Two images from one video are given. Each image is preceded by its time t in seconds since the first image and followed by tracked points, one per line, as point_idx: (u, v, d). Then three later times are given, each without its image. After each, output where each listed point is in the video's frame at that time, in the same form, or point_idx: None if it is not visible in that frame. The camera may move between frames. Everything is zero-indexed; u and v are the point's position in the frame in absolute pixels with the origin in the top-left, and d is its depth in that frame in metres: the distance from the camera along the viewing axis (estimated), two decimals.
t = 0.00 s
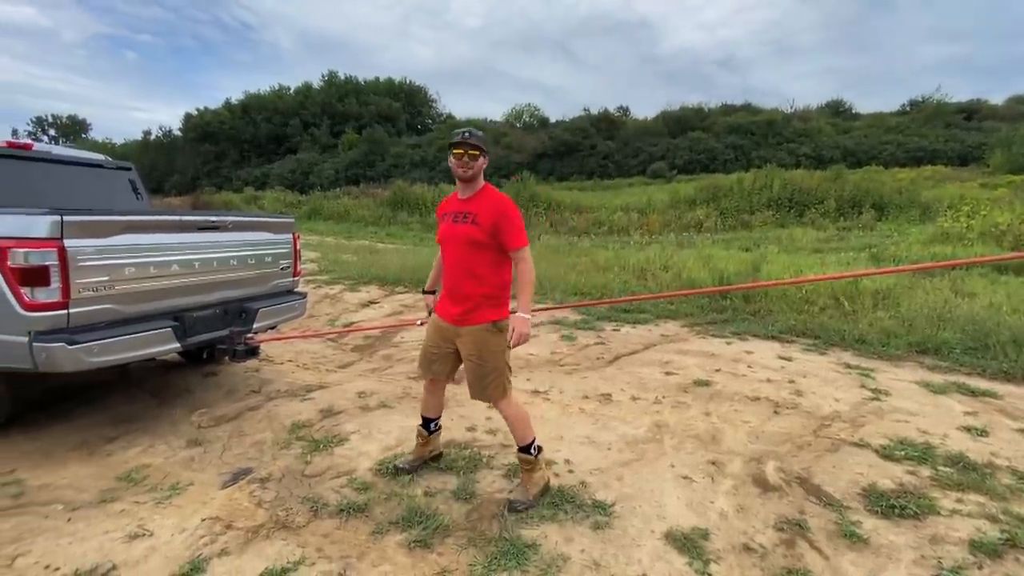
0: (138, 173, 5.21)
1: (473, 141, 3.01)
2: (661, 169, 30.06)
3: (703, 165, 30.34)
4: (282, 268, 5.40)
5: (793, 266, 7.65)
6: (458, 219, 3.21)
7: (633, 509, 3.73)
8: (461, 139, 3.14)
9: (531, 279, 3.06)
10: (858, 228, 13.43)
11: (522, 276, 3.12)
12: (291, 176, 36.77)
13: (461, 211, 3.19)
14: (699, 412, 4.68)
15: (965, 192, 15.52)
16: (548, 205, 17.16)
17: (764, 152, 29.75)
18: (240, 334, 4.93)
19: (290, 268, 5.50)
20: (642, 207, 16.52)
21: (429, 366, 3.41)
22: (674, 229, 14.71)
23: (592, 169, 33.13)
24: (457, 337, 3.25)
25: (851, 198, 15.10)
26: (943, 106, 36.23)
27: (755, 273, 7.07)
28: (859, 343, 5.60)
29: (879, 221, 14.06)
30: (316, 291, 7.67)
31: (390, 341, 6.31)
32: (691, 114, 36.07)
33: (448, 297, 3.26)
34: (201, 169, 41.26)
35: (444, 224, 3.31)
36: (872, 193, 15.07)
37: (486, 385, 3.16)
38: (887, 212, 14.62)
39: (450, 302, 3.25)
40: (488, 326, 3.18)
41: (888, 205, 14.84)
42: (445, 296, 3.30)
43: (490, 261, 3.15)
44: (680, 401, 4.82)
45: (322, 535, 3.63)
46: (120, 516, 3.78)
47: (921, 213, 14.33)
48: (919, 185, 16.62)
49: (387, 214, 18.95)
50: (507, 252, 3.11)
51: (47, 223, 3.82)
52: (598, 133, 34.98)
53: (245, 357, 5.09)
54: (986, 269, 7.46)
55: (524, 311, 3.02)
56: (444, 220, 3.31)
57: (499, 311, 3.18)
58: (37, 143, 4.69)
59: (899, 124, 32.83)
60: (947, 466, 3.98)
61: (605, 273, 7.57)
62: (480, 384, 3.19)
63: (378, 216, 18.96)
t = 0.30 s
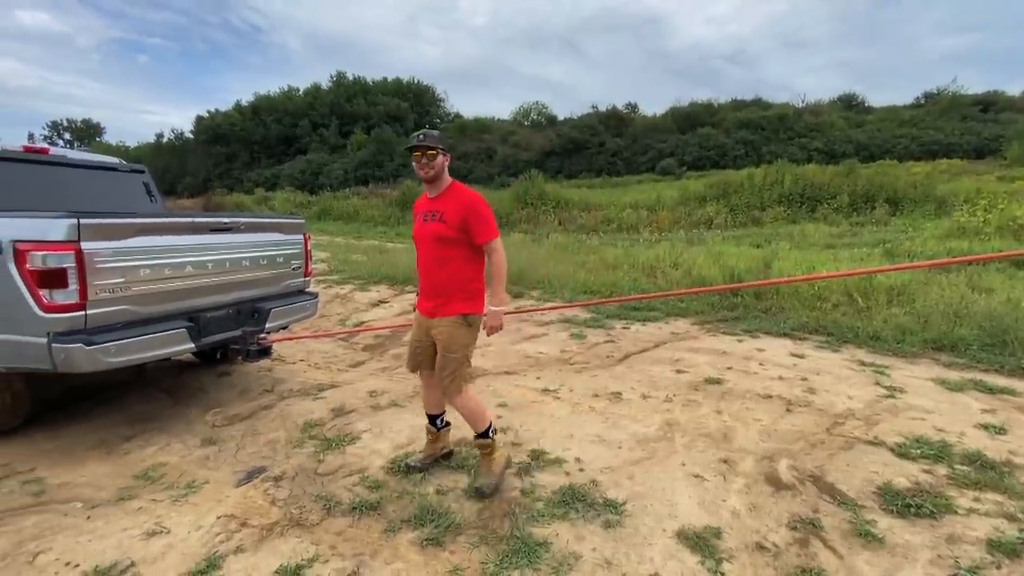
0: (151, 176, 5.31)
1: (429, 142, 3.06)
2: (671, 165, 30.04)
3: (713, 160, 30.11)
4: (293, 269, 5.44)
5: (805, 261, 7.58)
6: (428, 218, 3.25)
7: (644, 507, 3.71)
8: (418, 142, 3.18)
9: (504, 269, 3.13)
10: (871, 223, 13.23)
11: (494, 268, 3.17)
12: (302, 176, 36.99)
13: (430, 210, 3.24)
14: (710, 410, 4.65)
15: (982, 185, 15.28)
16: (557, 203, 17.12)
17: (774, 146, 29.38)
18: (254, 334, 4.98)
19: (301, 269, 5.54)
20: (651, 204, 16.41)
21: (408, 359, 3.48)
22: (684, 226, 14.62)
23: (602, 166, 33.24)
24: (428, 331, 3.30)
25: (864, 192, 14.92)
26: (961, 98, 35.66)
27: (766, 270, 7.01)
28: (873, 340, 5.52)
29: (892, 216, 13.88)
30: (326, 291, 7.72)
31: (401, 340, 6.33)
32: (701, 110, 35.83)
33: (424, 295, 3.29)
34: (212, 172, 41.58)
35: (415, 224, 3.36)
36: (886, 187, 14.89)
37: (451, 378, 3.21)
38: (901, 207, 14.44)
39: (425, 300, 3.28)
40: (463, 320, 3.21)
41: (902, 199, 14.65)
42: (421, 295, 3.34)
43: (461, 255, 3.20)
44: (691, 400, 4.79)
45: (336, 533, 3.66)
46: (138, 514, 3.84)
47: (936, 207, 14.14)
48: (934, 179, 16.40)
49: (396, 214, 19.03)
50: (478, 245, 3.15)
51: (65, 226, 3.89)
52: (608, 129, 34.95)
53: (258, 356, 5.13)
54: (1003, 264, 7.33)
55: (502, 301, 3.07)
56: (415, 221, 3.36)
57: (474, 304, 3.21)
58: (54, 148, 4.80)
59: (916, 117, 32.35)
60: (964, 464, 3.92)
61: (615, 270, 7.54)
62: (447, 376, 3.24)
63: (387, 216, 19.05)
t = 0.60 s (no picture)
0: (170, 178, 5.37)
1: (421, 141, 3.10)
2: (684, 163, 29.72)
3: (728, 156, 29.73)
4: (309, 268, 5.49)
5: (823, 258, 7.46)
6: (425, 216, 3.33)
7: (660, 506, 3.68)
8: (411, 141, 3.23)
9: (499, 263, 3.18)
10: (890, 218, 12.95)
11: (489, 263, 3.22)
12: (317, 176, 37.31)
13: (427, 208, 3.31)
14: (727, 408, 4.61)
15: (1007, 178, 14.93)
16: (570, 201, 17.08)
17: (789, 141, 28.86)
18: (271, 333, 5.04)
19: (317, 268, 5.60)
20: (665, 201, 16.25)
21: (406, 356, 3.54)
22: (697, 224, 14.25)
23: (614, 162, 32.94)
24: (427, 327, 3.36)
25: (884, 186, 14.66)
26: (988, 88, 34.84)
27: (783, 267, 6.91)
28: (894, 338, 5.42)
29: (913, 211, 13.62)
30: (341, 290, 7.80)
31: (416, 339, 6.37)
32: (717, 106, 35.52)
33: (425, 293, 3.38)
34: (229, 171, 41.96)
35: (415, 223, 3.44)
36: (906, 181, 14.62)
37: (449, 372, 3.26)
38: (922, 201, 14.17)
39: (426, 297, 3.36)
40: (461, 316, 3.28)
41: (923, 193, 14.37)
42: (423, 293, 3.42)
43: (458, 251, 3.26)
44: (707, 398, 4.75)
45: (354, 529, 3.69)
46: (161, 510, 3.91)
47: (959, 201, 13.85)
48: (957, 172, 16.06)
49: (409, 214, 19.09)
50: (474, 240, 3.21)
51: (89, 228, 3.97)
52: (620, 126, 34.89)
53: (276, 355, 5.19)
54: None
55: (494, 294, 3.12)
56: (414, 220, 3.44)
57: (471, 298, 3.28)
58: (76, 152, 4.91)
59: (941, 109, 31.68)
60: (988, 464, 3.83)
61: (628, 268, 7.49)
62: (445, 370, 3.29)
63: (400, 216, 19.14)
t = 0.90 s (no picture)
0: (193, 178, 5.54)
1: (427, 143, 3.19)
2: (701, 158, 29.39)
3: (747, 151, 29.27)
4: (330, 268, 5.55)
5: (847, 254, 7.32)
6: (432, 216, 3.39)
7: (680, 506, 3.63)
8: (417, 144, 3.31)
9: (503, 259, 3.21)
10: (915, 214, 12.67)
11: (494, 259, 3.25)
12: (335, 177, 37.63)
13: (433, 208, 3.37)
14: (748, 408, 4.54)
15: None
16: (586, 199, 16.98)
17: (812, 137, 28.36)
18: (293, 332, 5.10)
19: (337, 267, 5.65)
20: (684, 198, 16.09)
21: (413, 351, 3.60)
22: (717, 220, 14.15)
23: (630, 159, 32.65)
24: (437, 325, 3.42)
25: (910, 181, 14.35)
26: None
27: (806, 265, 6.79)
28: (921, 336, 5.29)
29: (941, 205, 13.30)
30: (360, 289, 7.88)
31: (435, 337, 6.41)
32: (735, 103, 35.17)
33: (433, 291, 3.43)
34: (248, 172, 42.54)
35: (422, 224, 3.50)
36: (934, 175, 14.29)
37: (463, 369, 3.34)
38: (950, 195, 13.84)
39: (434, 295, 3.42)
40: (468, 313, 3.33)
41: (952, 187, 14.03)
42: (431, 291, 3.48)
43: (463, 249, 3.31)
44: (727, 397, 4.68)
45: (375, 525, 3.71)
46: (189, 504, 4.00)
47: (990, 195, 13.49)
48: (986, 165, 15.65)
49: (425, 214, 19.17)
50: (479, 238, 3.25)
51: (119, 230, 4.06)
52: (637, 122, 34.74)
53: (297, 353, 5.23)
54: None
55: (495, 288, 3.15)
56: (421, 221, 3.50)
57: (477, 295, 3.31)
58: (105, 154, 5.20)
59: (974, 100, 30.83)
60: (1022, 466, 3.70)
61: (647, 266, 7.43)
62: (458, 368, 3.37)
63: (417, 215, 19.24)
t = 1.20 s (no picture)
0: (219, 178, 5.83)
1: (422, 148, 3.37)
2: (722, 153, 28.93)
3: (768, 146, 28.77)
4: (353, 265, 5.62)
5: (874, 251, 7.20)
6: (431, 217, 3.56)
7: (705, 505, 3.55)
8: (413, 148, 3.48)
9: (505, 250, 3.38)
10: (945, 208, 12.40)
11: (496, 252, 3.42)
12: (354, 176, 37.89)
13: (432, 210, 3.55)
14: (773, 407, 4.46)
15: None
16: (603, 195, 16.85)
17: (835, 129, 27.74)
18: (318, 328, 5.17)
19: (360, 265, 5.72)
20: (704, 193, 15.96)
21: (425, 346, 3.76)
22: (738, 216, 13.95)
23: (648, 155, 32.36)
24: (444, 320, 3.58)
25: (939, 175, 14.10)
26: None
27: (830, 261, 6.68)
28: (953, 334, 5.21)
29: (971, 200, 13.03)
30: (381, 287, 7.96)
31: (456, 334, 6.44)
32: (757, 96, 34.95)
33: (437, 288, 3.59)
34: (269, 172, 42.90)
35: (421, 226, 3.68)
36: (964, 168, 14.02)
37: (468, 362, 3.50)
38: (981, 189, 13.56)
39: (438, 292, 3.58)
40: (473, 307, 3.50)
41: (984, 181, 13.75)
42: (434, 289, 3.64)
43: (464, 246, 3.48)
44: (752, 396, 4.61)
45: (401, 519, 3.69)
46: (219, 496, 4.06)
47: None
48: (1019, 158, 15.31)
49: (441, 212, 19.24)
50: (478, 233, 3.43)
51: (150, 228, 4.14)
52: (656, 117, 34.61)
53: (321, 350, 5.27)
54: None
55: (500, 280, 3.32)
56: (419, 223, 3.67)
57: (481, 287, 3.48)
58: (135, 156, 5.50)
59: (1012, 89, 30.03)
60: None
61: (667, 263, 7.36)
62: (462, 361, 3.53)
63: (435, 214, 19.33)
